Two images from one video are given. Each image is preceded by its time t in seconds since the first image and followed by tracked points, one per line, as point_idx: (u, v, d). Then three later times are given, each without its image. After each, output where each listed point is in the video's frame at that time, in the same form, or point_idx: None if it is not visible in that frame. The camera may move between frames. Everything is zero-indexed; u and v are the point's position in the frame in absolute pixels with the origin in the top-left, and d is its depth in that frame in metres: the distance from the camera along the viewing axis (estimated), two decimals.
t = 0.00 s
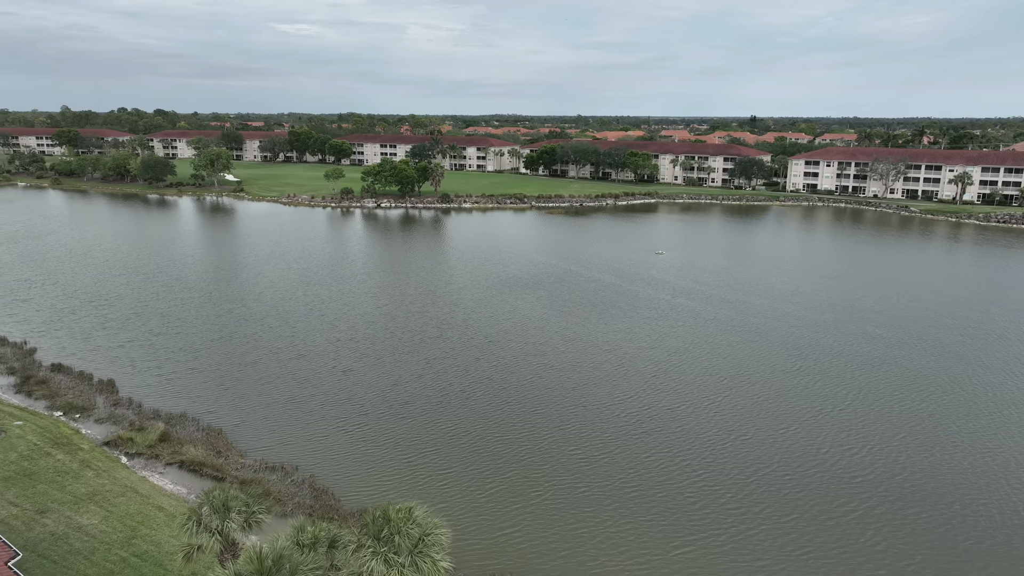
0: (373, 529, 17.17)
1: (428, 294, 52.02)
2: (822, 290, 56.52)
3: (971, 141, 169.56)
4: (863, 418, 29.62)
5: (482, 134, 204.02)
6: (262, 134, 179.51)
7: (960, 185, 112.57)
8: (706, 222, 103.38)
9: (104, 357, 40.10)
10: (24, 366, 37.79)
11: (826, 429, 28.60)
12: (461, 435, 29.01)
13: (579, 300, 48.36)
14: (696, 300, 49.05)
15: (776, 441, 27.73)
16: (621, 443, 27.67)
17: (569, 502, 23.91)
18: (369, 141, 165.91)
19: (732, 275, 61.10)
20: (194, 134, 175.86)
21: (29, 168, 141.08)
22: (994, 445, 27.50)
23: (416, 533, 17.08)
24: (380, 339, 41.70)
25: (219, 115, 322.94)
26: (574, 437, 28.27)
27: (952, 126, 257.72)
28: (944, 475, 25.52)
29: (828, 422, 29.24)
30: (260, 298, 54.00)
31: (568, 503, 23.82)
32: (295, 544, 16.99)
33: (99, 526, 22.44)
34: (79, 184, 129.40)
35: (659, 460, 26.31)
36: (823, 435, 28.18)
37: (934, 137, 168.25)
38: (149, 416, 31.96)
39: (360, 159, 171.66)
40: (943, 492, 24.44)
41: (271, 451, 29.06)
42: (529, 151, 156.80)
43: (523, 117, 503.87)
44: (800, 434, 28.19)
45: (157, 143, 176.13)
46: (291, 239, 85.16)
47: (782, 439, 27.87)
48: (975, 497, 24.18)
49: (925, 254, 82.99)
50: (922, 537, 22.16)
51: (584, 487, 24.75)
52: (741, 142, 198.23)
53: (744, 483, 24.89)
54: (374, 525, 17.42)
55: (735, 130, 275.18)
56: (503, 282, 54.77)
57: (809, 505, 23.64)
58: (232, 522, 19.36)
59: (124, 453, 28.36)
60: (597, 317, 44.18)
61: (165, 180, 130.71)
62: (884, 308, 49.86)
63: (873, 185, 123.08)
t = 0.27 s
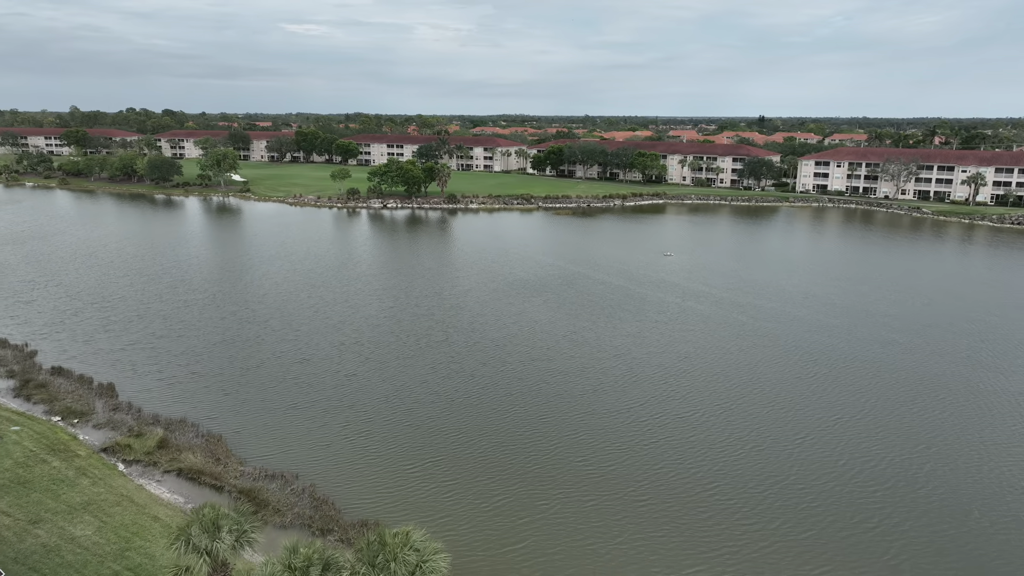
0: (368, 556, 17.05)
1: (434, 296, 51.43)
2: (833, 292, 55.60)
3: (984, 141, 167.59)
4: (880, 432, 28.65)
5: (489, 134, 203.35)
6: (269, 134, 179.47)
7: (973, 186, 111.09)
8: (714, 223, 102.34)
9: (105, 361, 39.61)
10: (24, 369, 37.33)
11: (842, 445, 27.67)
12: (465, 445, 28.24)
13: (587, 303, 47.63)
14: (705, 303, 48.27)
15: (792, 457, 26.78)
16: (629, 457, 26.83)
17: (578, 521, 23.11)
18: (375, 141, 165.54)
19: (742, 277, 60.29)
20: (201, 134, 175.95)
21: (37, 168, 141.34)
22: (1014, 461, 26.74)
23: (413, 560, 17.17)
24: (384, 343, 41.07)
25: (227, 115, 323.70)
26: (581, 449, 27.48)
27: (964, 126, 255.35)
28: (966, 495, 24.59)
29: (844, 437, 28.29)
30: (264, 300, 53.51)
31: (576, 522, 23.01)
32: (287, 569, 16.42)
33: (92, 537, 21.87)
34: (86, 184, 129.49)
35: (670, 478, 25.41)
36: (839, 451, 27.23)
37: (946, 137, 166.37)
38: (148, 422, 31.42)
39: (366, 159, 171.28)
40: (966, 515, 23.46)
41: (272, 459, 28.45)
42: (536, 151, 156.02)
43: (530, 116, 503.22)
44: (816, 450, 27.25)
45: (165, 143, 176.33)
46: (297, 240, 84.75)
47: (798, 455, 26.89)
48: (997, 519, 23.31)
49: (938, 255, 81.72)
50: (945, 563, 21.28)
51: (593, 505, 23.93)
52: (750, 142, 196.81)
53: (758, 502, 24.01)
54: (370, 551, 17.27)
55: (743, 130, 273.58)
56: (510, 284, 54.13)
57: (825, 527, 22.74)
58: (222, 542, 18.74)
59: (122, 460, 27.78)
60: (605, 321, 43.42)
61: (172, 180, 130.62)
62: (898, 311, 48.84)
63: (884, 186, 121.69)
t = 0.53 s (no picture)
0: None
1: (440, 298, 50.85)
2: (846, 295, 54.67)
3: (997, 141, 165.63)
4: (897, 445, 27.83)
5: (497, 134, 202.66)
6: (276, 134, 179.41)
7: (986, 187, 109.57)
8: (723, 223, 101.29)
9: (106, 364, 39.11)
10: (24, 372, 36.86)
11: (858, 458, 26.86)
12: (470, 455, 27.57)
13: (595, 306, 46.90)
14: (715, 306, 47.45)
15: (807, 471, 25.99)
16: (638, 469, 26.11)
17: (586, 537, 22.40)
18: (383, 141, 165.16)
19: (752, 279, 59.44)
20: (209, 134, 176.04)
21: (45, 168, 141.61)
22: None
23: None
24: (388, 347, 40.42)
25: (235, 115, 324.53)
26: (589, 461, 26.76)
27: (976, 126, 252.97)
28: (986, 511, 23.81)
29: (860, 449, 27.48)
30: (268, 302, 53.03)
31: (585, 538, 22.33)
32: None
33: (85, 549, 21.28)
34: (94, 184, 129.59)
35: (681, 491, 24.70)
36: (855, 465, 26.43)
37: (958, 138, 164.52)
38: (148, 428, 30.85)
39: (373, 159, 170.92)
40: (988, 535, 22.65)
41: (272, 467, 27.82)
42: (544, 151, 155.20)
43: (537, 116, 502.57)
44: (831, 464, 26.47)
45: (172, 143, 176.55)
46: (302, 240, 84.36)
47: (813, 469, 26.11)
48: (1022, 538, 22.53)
49: (952, 257, 80.47)
50: None
51: (601, 520, 23.23)
52: (759, 142, 195.37)
53: (773, 518, 23.25)
54: None
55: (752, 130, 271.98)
56: (517, 286, 53.50)
57: (843, 545, 22.00)
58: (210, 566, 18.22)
59: (119, 467, 27.18)
60: (613, 324, 42.64)
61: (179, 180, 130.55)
62: (913, 315, 47.83)
63: (896, 186, 120.25)
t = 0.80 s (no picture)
0: None
1: (447, 301, 50.30)
2: (859, 298, 53.74)
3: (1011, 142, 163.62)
4: (916, 458, 26.99)
5: (504, 134, 202.01)
6: (284, 134, 179.54)
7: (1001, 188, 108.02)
8: (734, 225, 100.23)
9: (107, 368, 38.62)
10: (25, 375, 36.42)
11: (876, 472, 26.03)
12: (475, 465, 26.90)
13: (604, 309, 46.23)
14: (726, 309, 46.68)
15: (822, 485, 25.21)
16: (648, 482, 25.39)
17: (595, 554, 21.71)
18: (390, 142, 164.82)
19: (763, 282, 58.58)
20: (218, 134, 176.23)
21: (54, 168, 141.99)
22: None
23: None
24: (394, 351, 39.87)
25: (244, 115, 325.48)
26: (598, 473, 26.05)
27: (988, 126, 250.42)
28: (1010, 528, 23.00)
29: (877, 463, 26.66)
30: (274, 304, 52.61)
31: (594, 553, 21.72)
32: None
33: (78, 562, 20.68)
34: (102, 185, 129.72)
35: (693, 507, 23.98)
36: (873, 479, 25.62)
37: (971, 138, 162.61)
38: (148, 433, 30.32)
39: (381, 159, 170.63)
40: (1010, 554, 21.87)
41: (272, 476, 27.17)
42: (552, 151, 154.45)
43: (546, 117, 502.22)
44: (848, 478, 25.65)
45: (181, 143, 176.95)
46: (309, 241, 83.96)
47: (829, 483, 25.31)
48: None
49: (967, 259, 79.18)
50: None
51: (610, 535, 22.54)
52: (769, 143, 193.65)
53: (787, 536, 22.49)
54: None
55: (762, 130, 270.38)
56: (524, 289, 52.90)
57: (863, 564, 21.30)
58: None
59: (117, 475, 26.60)
60: (623, 329, 41.92)
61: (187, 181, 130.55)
62: (929, 319, 46.82)
63: (909, 188, 118.78)
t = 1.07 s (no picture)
0: None
1: (454, 304, 49.62)
2: (874, 302, 52.70)
3: None
4: (936, 474, 26.10)
5: (513, 134, 201.19)
6: (293, 134, 179.38)
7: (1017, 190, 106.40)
8: (745, 226, 99.09)
9: (110, 371, 38.16)
10: (27, 378, 36.01)
11: (894, 488, 25.19)
12: (481, 476, 26.22)
13: (614, 313, 45.45)
14: (738, 313, 45.79)
15: (839, 501, 24.39)
16: (659, 495, 24.71)
17: (602, 573, 21.02)
18: (399, 142, 164.39)
19: (775, 285, 57.58)
20: (227, 134, 176.31)
21: (64, 168, 142.32)
22: None
23: None
24: (400, 356, 39.24)
25: (253, 115, 326.04)
26: (606, 486, 25.30)
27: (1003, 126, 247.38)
28: None
29: (895, 478, 25.81)
30: (280, 306, 52.11)
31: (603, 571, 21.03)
32: None
33: None
34: (111, 184, 129.86)
35: (705, 522, 23.28)
36: (891, 496, 24.77)
37: (986, 138, 160.49)
38: (148, 439, 29.78)
39: (389, 159, 170.22)
40: None
41: (273, 485, 26.58)
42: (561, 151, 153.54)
43: (555, 116, 500.98)
44: (865, 494, 24.81)
45: (190, 143, 177.10)
46: (316, 242, 83.44)
47: (845, 499, 24.49)
48: None
49: (983, 262, 77.78)
50: None
51: (619, 553, 21.84)
52: (780, 143, 191.85)
53: (802, 556, 21.69)
54: None
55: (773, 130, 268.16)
56: (533, 291, 52.14)
57: None
58: None
59: (115, 482, 26.04)
60: (633, 333, 41.13)
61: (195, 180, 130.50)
62: (948, 324, 45.68)
63: (922, 189, 117.23)
